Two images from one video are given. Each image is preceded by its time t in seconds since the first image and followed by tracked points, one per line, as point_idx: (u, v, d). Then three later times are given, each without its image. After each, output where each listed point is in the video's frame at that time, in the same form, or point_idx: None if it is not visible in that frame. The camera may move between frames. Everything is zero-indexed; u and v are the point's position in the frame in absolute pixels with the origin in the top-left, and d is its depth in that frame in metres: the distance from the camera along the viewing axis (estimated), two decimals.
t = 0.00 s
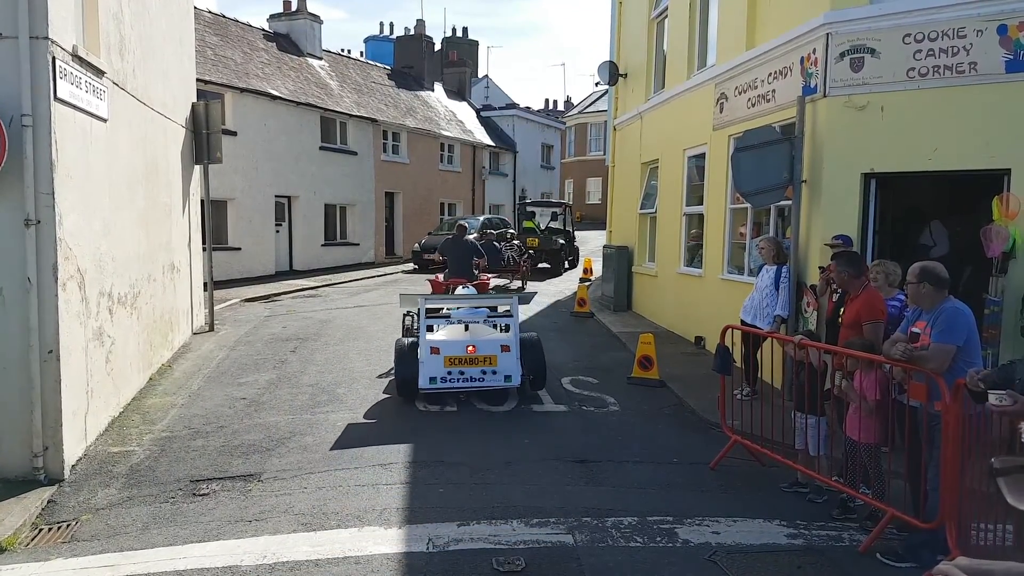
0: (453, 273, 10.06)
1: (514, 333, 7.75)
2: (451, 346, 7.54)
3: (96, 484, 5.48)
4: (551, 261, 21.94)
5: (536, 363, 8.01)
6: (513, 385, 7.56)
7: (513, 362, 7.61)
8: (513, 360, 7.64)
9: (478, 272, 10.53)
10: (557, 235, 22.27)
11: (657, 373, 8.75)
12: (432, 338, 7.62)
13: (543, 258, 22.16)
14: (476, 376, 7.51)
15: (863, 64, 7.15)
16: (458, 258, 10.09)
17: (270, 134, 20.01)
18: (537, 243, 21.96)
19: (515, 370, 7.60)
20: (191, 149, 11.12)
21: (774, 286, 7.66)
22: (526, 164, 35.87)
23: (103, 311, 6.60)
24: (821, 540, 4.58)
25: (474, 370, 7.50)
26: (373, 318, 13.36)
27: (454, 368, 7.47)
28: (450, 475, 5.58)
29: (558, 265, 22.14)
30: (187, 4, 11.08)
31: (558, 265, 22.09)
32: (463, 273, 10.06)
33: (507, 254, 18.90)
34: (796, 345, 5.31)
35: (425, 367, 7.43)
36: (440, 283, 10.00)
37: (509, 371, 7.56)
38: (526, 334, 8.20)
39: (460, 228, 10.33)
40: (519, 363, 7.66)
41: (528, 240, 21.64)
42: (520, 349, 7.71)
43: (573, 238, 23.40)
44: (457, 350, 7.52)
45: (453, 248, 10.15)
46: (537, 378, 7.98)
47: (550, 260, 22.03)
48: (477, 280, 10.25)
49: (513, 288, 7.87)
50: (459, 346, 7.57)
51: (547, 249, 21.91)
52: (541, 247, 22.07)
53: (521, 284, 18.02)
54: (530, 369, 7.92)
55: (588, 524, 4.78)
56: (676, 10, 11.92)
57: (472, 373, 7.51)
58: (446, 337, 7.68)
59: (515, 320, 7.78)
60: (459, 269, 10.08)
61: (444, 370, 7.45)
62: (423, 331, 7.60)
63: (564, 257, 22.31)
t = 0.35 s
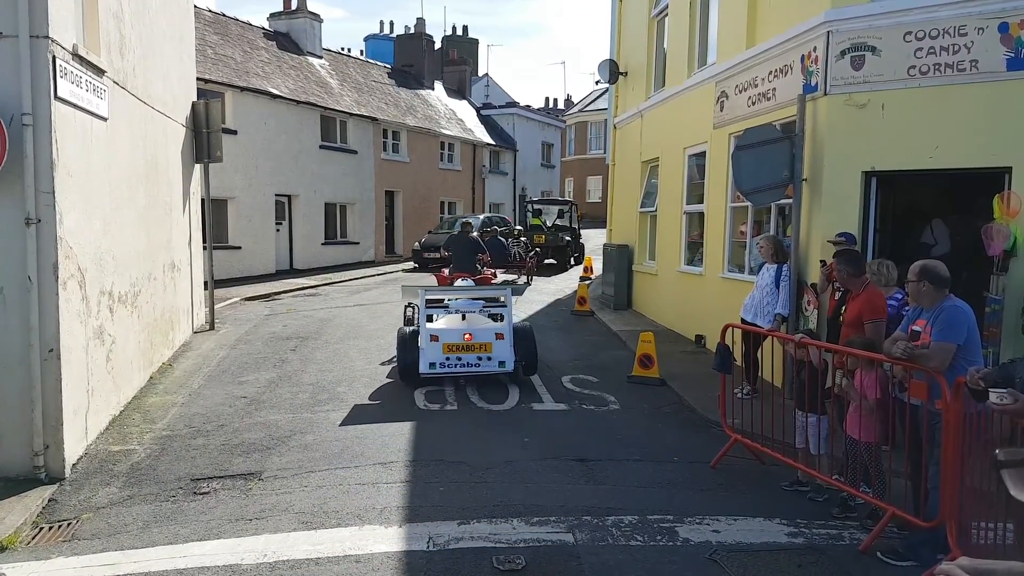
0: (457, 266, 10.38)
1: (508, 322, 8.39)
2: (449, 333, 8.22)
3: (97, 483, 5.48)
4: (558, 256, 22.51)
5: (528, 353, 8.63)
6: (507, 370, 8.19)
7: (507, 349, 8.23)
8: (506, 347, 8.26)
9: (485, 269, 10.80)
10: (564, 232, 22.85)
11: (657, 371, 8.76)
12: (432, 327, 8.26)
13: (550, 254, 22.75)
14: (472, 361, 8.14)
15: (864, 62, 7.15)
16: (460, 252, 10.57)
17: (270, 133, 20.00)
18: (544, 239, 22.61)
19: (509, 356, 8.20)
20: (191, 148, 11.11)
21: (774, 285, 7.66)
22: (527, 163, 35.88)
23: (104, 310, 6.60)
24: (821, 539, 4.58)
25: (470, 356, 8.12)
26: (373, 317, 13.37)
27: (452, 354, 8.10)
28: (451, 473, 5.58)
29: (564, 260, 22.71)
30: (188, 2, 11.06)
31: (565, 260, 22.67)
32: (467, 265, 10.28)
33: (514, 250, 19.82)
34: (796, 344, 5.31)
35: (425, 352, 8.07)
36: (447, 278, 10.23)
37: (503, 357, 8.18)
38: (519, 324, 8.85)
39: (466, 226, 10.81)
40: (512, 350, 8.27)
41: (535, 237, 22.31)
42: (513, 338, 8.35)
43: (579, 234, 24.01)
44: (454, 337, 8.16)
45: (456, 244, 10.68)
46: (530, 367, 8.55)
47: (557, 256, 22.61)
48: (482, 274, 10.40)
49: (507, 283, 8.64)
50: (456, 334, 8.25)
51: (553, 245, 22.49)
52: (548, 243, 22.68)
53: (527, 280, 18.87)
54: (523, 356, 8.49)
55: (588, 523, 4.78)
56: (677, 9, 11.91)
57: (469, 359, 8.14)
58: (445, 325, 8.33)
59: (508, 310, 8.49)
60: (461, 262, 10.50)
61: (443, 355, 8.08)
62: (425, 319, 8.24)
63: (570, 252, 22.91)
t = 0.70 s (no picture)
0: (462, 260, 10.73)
1: (504, 313, 8.99)
2: (449, 323, 8.85)
3: (98, 484, 5.49)
4: (566, 255, 23.01)
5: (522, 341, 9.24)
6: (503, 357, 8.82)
7: (502, 338, 8.84)
8: (502, 336, 8.88)
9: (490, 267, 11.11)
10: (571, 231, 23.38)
11: (659, 371, 8.76)
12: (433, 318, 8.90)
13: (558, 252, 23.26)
14: (471, 350, 8.77)
15: (864, 61, 7.14)
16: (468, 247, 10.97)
17: (271, 133, 20.00)
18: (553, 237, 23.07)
19: (504, 345, 8.84)
20: (192, 149, 11.12)
21: (775, 284, 7.66)
22: (527, 163, 35.88)
23: (105, 311, 6.61)
24: (823, 538, 4.58)
25: (468, 345, 8.76)
26: (374, 317, 13.37)
27: (451, 342, 8.75)
28: (453, 473, 5.58)
29: (572, 258, 23.23)
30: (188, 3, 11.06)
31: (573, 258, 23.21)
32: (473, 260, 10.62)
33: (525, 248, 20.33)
34: (798, 343, 5.31)
35: (427, 341, 8.71)
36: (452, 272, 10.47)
37: (499, 346, 8.80)
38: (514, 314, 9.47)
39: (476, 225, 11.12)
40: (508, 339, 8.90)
41: (544, 235, 22.70)
42: (508, 328, 8.98)
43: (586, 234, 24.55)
44: (454, 327, 8.78)
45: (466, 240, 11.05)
46: (525, 355, 9.14)
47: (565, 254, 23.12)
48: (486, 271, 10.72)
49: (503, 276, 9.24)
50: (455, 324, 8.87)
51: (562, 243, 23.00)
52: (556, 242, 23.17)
53: (536, 277, 19.49)
54: (518, 345, 9.08)
55: (590, 522, 4.77)
56: (677, 8, 11.90)
57: (467, 347, 8.79)
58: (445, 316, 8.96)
59: (504, 303, 9.12)
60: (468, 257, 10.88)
61: (442, 344, 8.72)
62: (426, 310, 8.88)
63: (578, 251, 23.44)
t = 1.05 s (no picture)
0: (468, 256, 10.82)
1: (501, 305, 9.56)
2: (448, 315, 9.41)
3: (100, 483, 5.49)
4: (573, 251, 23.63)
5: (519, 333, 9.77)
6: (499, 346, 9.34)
7: (499, 329, 9.39)
8: (499, 327, 9.41)
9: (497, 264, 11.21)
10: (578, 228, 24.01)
11: (660, 369, 8.75)
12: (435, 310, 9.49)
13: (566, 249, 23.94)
14: (470, 339, 9.32)
15: (865, 59, 7.13)
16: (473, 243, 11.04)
17: (272, 133, 20.01)
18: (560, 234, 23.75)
19: (501, 335, 9.37)
20: (193, 148, 11.12)
21: (777, 282, 7.65)
22: (528, 162, 35.89)
23: (107, 310, 6.62)
24: (825, 536, 4.58)
25: (467, 334, 9.32)
26: (375, 316, 13.37)
27: (451, 333, 9.31)
28: (454, 472, 5.58)
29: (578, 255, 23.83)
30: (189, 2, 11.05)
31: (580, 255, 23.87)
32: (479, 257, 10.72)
33: (534, 244, 20.95)
34: (799, 342, 5.31)
35: (428, 331, 9.26)
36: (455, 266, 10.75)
37: (496, 336, 9.33)
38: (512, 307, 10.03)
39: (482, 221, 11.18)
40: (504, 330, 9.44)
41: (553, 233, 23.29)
42: (505, 319, 9.55)
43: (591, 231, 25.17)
44: (454, 318, 9.36)
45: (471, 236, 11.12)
46: (521, 345, 9.65)
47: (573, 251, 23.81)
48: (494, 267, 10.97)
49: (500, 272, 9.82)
50: (455, 316, 9.44)
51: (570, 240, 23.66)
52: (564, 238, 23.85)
53: (547, 273, 20.17)
54: (515, 336, 9.59)
55: (592, 521, 4.78)
56: (678, 7, 11.89)
57: (466, 337, 9.35)
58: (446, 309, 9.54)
59: (500, 296, 9.75)
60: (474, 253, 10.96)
61: (443, 333, 9.28)
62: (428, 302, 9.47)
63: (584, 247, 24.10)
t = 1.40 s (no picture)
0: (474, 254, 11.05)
1: (500, 298, 9.91)
2: (449, 308, 9.78)
3: (102, 481, 5.50)
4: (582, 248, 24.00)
5: (518, 326, 10.14)
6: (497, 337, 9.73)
7: (497, 321, 9.76)
8: (498, 319, 9.77)
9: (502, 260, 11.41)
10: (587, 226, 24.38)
11: (662, 370, 8.75)
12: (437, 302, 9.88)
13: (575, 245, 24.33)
14: (469, 331, 9.71)
15: (868, 60, 7.12)
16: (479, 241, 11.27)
17: (274, 132, 20.03)
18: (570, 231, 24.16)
19: (500, 327, 9.73)
20: (196, 147, 11.14)
21: (779, 283, 7.64)
22: (530, 162, 35.89)
23: (109, 309, 6.63)
24: (827, 536, 4.58)
25: (467, 326, 9.70)
26: (378, 315, 13.38)
27: (452, 324, 9.72)
28: (456, 471, 5.59)
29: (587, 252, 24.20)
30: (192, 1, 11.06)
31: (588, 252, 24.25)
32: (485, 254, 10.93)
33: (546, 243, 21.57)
34: (801, 342, 5.30)
35: (430, 323, 9.66)
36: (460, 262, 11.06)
37: (494, 328, 9.72)
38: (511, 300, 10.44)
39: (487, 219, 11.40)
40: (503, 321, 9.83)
41: (563, 230, 23.74)
42: (503, 313, 9.88)
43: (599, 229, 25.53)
44: (454, 309, 9.76)
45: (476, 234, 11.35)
46: (519, 337, 10.02)
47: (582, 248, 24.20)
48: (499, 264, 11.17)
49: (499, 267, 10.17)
50: (456, 309, 9.82)
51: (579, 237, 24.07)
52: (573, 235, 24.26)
53: (558, 270, 20.74)
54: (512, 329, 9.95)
55: (593, 521, 4.77)
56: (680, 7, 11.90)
57: (466, 329, 9.73)
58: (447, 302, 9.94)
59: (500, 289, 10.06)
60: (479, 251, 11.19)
61: (444, 325, 9.69)
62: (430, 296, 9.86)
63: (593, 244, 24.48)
